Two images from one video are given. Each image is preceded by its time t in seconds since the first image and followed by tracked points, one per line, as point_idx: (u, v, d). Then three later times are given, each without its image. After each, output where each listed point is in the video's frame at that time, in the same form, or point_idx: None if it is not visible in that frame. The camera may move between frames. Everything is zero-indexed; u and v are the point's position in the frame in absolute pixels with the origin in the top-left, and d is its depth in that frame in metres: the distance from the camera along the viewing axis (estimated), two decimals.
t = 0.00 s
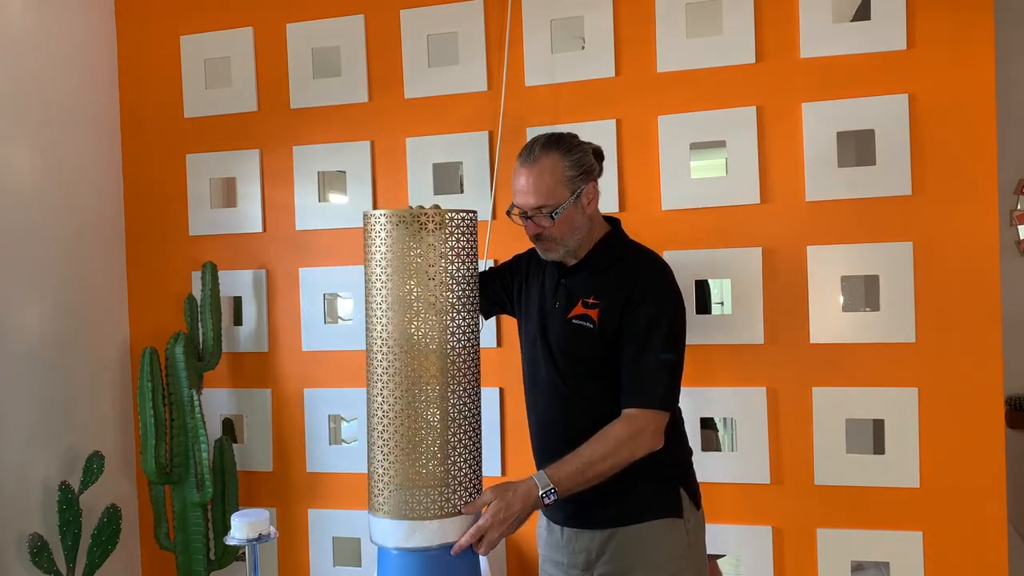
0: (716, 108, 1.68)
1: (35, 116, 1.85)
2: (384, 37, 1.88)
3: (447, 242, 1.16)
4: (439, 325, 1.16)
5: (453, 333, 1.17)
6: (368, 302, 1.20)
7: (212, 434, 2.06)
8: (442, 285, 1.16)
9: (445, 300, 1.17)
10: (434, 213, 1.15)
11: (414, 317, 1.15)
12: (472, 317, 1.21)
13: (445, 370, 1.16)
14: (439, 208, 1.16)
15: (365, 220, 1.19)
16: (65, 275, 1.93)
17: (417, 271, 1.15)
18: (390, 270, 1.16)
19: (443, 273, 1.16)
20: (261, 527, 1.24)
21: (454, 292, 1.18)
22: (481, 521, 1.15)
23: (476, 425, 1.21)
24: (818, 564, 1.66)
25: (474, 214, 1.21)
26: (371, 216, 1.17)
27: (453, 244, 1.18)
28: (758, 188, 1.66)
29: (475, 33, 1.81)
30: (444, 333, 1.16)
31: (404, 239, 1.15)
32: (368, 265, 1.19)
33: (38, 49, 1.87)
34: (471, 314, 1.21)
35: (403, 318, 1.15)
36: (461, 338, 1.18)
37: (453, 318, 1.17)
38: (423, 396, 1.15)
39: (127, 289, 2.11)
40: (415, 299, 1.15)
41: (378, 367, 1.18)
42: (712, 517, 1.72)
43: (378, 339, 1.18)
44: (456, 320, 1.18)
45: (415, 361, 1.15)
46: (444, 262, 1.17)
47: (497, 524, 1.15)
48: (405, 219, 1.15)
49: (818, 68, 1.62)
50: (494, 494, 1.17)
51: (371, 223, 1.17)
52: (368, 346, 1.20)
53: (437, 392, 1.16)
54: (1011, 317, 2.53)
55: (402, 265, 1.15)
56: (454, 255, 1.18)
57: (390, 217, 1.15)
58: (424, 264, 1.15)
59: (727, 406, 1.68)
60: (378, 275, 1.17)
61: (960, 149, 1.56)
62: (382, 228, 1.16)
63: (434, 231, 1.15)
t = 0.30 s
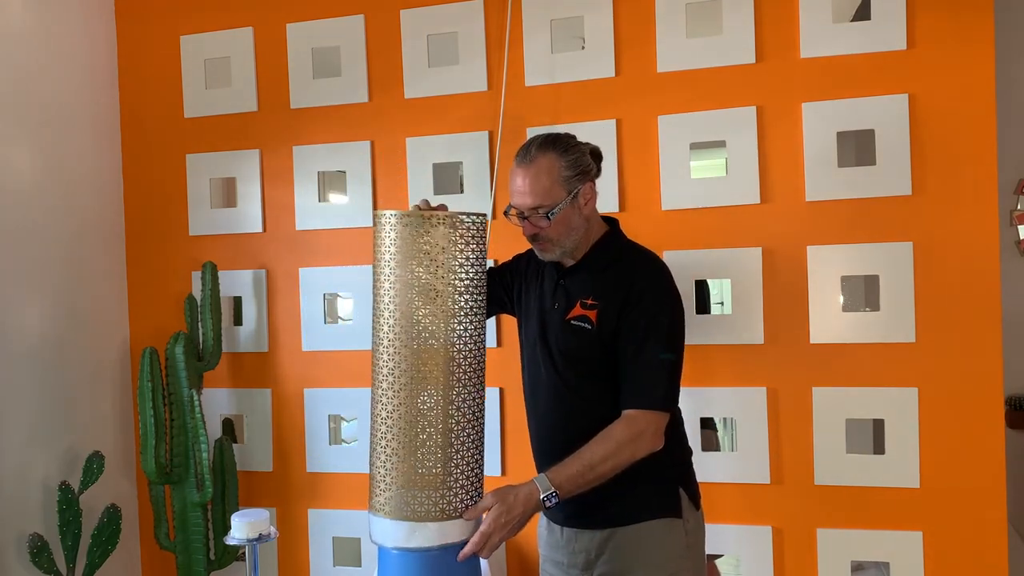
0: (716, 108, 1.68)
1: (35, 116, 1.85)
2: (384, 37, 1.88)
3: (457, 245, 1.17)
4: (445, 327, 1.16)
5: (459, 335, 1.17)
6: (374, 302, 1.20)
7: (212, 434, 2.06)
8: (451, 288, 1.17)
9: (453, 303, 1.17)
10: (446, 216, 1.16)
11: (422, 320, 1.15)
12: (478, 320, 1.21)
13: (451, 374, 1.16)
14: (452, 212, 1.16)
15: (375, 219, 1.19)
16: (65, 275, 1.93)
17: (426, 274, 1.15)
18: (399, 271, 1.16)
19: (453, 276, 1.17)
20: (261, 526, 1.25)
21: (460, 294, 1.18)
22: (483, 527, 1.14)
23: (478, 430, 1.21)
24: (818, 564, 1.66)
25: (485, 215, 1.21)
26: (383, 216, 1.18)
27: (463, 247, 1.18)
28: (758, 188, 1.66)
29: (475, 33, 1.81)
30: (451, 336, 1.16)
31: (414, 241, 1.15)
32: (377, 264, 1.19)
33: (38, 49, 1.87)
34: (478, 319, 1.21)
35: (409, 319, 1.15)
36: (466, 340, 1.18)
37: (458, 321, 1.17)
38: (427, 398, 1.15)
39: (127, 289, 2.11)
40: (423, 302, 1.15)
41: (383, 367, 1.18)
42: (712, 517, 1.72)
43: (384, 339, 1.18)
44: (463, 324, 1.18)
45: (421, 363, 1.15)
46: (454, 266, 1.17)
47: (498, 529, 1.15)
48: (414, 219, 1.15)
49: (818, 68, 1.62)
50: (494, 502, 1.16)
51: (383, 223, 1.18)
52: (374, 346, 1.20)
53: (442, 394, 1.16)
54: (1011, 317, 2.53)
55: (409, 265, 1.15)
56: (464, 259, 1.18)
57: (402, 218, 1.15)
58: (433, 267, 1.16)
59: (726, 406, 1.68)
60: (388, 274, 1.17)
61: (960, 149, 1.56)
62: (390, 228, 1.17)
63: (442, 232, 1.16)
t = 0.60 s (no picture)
0: (716, 108, 1.68)
1: (35, 116, 1.85)
2: (384, 37, 1.88)
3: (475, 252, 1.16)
4: (458, 335, 1.15)
5: (472, 344, 1.16)
6: (390, 303, 1.20)
7: (212, 434, 2.06)
8: (466, 294, 1.16)
9: (467, 310, 1.16)
10: (467, 223, 1.15)
11: (436, 325, 1.15)
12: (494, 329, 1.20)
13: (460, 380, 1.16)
14: (473, 219, 1.15)
15: (396, 220, 1.20)
16: (65, 275, 1.93)
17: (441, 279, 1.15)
18: (415, 274, 1.16)
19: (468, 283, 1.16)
20: (261, 527, 1.25)
21: (476, 302, 1.17)
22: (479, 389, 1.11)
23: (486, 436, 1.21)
24: (818, 564, 1.66)
25: (506, 225, 1.20)
26: (405, 217, 1.17)
27: (481, 255, 1.17)
28: (758, 188, 1.66)
29: (475, 33, 1.81)
30: (465, 343, 1.16)
31: (432, 245, 1.15)
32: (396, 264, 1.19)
33: (38, 49, 1.86)
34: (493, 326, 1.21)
35: (422, 324, 1.15)
36: (480, 349, 1.17)
37: (472, 329, 1.16)
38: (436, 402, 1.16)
39: (127, 289, 2.11)
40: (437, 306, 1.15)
41: (394, 368, 1.18)
42: (712, 517, 1.72)
43: (398, 340, 1.18)
44: (477, 331, 1.17)
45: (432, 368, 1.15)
46: (470, 272, 1.16)
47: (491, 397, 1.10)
48: (433, 223, 1.15)
49: (818, 68, 1.62)
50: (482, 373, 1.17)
51: (404, 223, 1.17)
52: (387, 345, 1.20)
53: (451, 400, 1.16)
54: (1011, 317, 2.53)
55: (424, 270, 1.15)
56: (481, 267, 1.17)
57: (423, 221, 1.15)
58: (449, 272, 1.15)
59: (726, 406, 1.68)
60: (405, 276, 1.17)
61: (960, 149, 1.56)
62: (410, 231, 1.17)
63: (460, 240, 1.15)
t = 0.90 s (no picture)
0: (716, 108, 1.68)
1: (35, 116, 1.85)
2: (385, 37, 1.88)
3: (479, 253, 1.15)
4: (463, 335, 1.15)
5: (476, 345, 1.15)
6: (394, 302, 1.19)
7: (212, 434, 2.06)
8: (471, 295, 1.15)
9: (471, 311, 1.15)
10: (471, 223, 1.15)
11: (440, 327, 1.14)
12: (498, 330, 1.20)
13: (463, 381, 1.15)
14: (478, 220, 1.15)
15: (401, 220, 1.19)
16: (65, 275, 1.92)
17: (446, 279, 1.14)
18: (420, 275, 1.15)
19: (472, 283, 1.15)
20: (261, 527, 1.25)
21: (481, 302, 1.16)
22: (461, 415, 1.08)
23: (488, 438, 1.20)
24: (818, 564, 1.66)
25: (508, 227, 1.19)
26: (410, 218, 1.17)
27: (486, 256, 1.16)
28: (758, 188, 1.66)
29: (475, 33, 1.81)
30: (469, 345, 1.15)
31: (437, 244, 1.14)
32: (401, 265, 1.18)
33: (38, 49, 1.86)
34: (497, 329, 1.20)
35: (427, 323, 1.14)
36: (485, 350, 1.17)
37: (477, 330, 1.16)
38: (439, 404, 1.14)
39: (127, 289, 2.11)
40: (441, 308, 1.14)
41: (397, 370, 1.17)
42: (712, 518, 1.72)
43: (401, 341, 1.17)
44: (481, 333, 1.16)
45: (434, 369, 1.14)
46: (475, 273, 1.15)
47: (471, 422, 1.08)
48: (440, 224, 1.15)
49: (818, 68, 1.62)
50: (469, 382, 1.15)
51: (410, 224, 1.17)
52: (390, 346, 1.19)
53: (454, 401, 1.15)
54: (1010, 317, 2.53)
55: (430, 269, 1.14)
56: (486, 268, 1.16)
57: (429, 221, 1.15)
58: (453, 273, 1.15)
59: (726, 406, 1.68)
60: (410, 277, 1.16)
61: (961, 149, 1.56)
62: (416, 231, 1.16)
63: (466, 240, 1.15)
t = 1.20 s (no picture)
0: (716, 108, 1.68)
1: (35, 116, 1.85)
2: (385, 37, 1.88)
3: (483, 255, 1.15)
4: (467, 336, 1.14)
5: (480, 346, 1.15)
6: (399, 303, 1.19)
7: (212, 434, 2.06)
8: (475, 296, 1.15)
9: (475, 312, 1.15)
10: (475, 224, 1.15)
11: (444, 328, 1.14)
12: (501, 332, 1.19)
13: (466, 381, 1.14)
14: (481, 221, 1.15)
15: (407, 221, 1.19)
16: (65, 275, 1.93)
17: (450, 279, 1.14)
18: (425, 275, 1.15)
19: (476, 284, 1.15)
20: (261, 527, 1.25)
21: (486, 303, 1.16)
22: (454, 483, 1.12)
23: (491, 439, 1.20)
24: (818, 564, 1.66)
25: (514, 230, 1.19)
26: (416, 218, 1.17)
27: (489, 258, 1.16)
28: (758, 188, 1.66)
29: (476, 33, 1.81)
30: (472, 346, 1.15)
31: (442, 245, 1.14)
32: (406, 266, 1.18)
33: (38, 49, 1.86)
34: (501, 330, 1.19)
35: (431, 324, 1.14)
36: (488, 352, 1.17)
37: (481, 331, 1.15)
38: (443, 405, 1.14)
39: (127, 289, 2.11)
40: (445, 309, 1.14)
41: (401, 370, 1.16)
42: (712, 518, 1.72)
43: (405, 342, 1.16)
44: (485, 334, 1.16)
45: (438, 369, 1.14)
46: (479, 275, 1.15)
47: (468, 490, 1.13)
48: (445, 225, 1.14)
49: (818, 68, 1.62)
50: (449, 450, 1.13)
51: (415, 224, 1.17)
52: (394, 347, 1.19)
53: (458, 402, 1.14)
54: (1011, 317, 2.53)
55: (435, 270, 1.14)
56: (490, 269, 1.16)
57: (434, 222, 1.15)
58: (457, 273, 1.14)
59: (726, 406, 1.68)
60: (415, 278, 1.16)
61: (960, 149, 1.56)
62: (422, 231, 1.16)
63: (471, 241, 1.15)
